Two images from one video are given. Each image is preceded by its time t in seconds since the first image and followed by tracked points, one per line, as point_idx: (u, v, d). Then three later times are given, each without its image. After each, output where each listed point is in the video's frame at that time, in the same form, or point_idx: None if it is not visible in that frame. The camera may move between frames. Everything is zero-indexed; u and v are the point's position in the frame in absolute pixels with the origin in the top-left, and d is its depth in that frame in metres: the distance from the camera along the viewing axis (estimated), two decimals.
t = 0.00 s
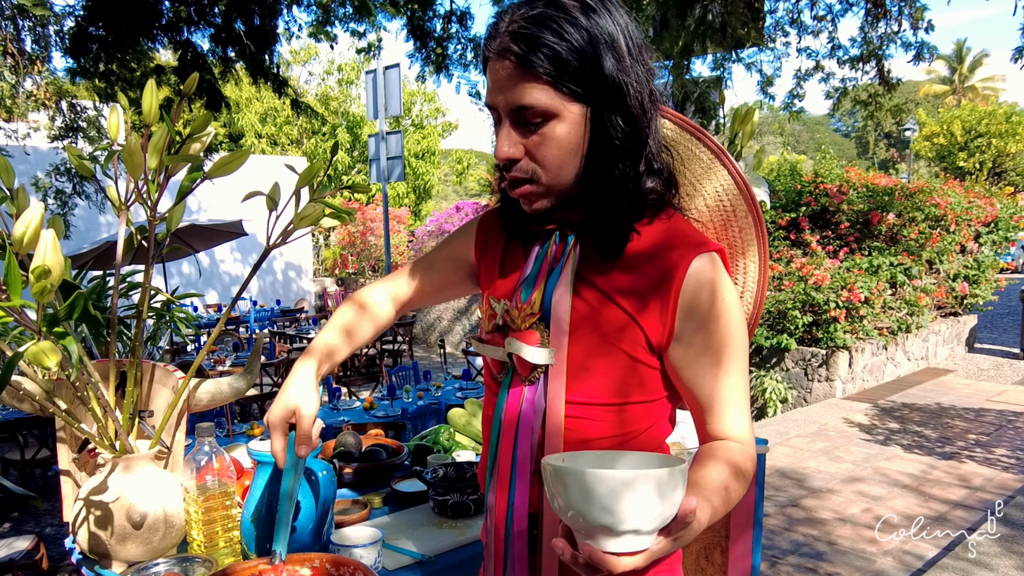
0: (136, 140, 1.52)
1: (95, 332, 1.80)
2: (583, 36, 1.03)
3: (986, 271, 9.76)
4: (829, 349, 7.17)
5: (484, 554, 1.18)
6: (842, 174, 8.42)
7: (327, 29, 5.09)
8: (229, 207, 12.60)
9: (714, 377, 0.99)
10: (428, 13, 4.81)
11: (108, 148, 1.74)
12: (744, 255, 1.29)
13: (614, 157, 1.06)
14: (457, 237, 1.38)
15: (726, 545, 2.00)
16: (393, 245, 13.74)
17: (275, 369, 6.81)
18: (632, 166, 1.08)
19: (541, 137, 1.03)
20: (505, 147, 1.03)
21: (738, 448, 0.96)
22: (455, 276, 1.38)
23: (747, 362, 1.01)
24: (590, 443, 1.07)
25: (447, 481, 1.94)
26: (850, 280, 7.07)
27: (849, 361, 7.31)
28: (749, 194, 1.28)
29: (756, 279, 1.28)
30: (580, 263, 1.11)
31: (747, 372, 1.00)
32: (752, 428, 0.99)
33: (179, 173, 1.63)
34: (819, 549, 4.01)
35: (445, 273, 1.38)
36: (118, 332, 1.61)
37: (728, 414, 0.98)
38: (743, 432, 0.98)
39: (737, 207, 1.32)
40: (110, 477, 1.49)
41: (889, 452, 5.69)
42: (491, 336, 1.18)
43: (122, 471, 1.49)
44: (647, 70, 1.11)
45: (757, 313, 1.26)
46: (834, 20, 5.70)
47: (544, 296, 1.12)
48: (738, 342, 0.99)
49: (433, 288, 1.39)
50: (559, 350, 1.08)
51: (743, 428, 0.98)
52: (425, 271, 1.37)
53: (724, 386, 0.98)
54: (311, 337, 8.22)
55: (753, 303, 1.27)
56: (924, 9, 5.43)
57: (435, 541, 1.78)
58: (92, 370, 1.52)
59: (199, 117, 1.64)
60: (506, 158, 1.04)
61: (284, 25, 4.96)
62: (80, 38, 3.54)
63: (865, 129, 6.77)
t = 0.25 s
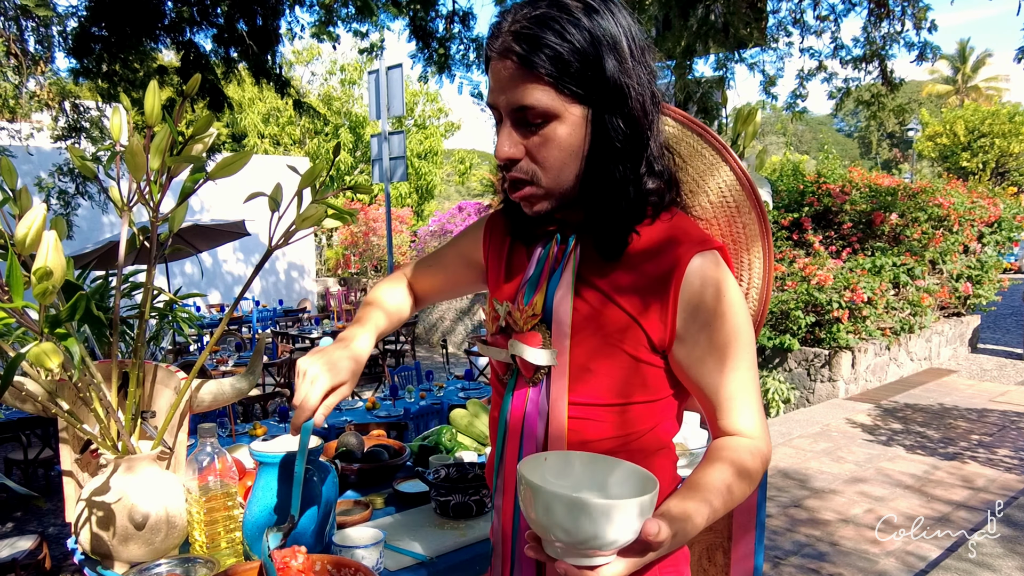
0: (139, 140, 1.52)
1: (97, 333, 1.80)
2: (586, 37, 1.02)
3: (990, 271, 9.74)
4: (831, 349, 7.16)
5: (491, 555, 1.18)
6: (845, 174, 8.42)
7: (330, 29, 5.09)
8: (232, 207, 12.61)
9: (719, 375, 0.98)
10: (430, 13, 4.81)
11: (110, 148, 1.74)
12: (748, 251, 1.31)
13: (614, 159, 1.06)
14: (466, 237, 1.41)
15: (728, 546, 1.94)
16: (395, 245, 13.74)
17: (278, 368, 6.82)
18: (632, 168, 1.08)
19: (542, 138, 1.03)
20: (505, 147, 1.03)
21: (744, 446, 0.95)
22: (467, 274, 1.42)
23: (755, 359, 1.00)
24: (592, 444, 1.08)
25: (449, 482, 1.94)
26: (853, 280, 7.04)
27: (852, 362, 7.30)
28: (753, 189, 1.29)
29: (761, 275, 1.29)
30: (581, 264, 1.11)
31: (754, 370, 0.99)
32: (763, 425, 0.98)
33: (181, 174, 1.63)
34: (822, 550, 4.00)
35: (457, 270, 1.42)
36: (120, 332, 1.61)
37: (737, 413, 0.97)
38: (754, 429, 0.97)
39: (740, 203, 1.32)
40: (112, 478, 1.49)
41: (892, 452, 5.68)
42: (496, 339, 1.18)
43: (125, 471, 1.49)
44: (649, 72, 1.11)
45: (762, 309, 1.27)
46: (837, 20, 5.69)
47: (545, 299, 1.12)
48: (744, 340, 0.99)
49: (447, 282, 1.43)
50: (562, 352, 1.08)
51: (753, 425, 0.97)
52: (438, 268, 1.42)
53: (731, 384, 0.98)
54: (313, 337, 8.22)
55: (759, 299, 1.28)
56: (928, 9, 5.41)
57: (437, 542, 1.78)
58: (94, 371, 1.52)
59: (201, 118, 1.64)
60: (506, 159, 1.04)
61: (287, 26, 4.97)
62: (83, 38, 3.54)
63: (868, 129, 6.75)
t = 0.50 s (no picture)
0: (142, 140, 1.52)
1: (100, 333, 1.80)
2: (585, 35, 1.02)
3: (994, 271, 9.70)
4: (835, 350, 7.15)
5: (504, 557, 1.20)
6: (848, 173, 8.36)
7: (333, 30, 5.09)
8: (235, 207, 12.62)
9: (723, 373, 0.97)
10: (433, 13, 4.81)
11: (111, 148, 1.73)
12: (754, 246, 1.30)
13: (614, 160, 1.05)
14: (476, 234, 1.40)
15: (730, 547, 1.93)
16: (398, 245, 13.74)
17: (281, 368, 6.81)
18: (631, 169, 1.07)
19: (541, 137, 1.02)
20: (504, 146, 1.03)
21: (749, 446, 0.93)
22: (477, 272, 1.42)
23: (763, 356, 0.98)
24: (597, 447, 1.08)
25: (451, 482, 1.93)
26: (856, 280, 7.02)
27: (855, 362, 7.28)
28: (755, 185, 1.29)
29: (767, 270, 1.29)
30: (582, 265, 1.10)
31: (763, 367, 0.97)
32: (774, 424, 0.95)
33: (184, 173, 1.63)
34: (825, 550, 3.99)
35: (468, 266, 1.41)
36: (123, 332, 1.61)
37: (747, 412, 0.94)
38: (765, 428, 0.94)
39: (742, 197, 1.32)
40: (115, 477, 1.49)
41: (895, 453, 5.66)
42: (501, 342, 1.18)
43: (128, 471, 1.49)
44: (649, 71, 1.10)
45: (769, 305, 1.28)
46: (840, 20, 5.69)
47: (548, 303, 1.12)
48: (750, 337, 0.97)
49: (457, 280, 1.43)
50: (565, 356, 1.08)
51: (764, 423, 0.94)
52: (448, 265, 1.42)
53: (738, 383, 0.95)
54: (316, 337, 8.23)
55: (765, 293, 1.28)
56: (931, 9, 5.40)
57: (439, 543, 1.77)
58: (97, 371, 1.52)
59: (204, 118, 1.64)
60: (503, 157, 1.04)
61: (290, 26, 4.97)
62: (87, 38, 3.55)
63: (872, 129, 6.74)
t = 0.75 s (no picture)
0: (145, 140, 1.52)
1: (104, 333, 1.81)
2: (597, 34, 1.02)
3: (997, 271, 9.67)
4: (838, 350, 7.13)
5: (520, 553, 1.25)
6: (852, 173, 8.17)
7: (336, 30, 5.09)
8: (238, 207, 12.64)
9: (730, 373, 0.97)
10: (436, 13, 4.81)
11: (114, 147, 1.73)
12: (763, 245, 1.31)
13: (622, 160, 1.05)
14: (487, 241, 1.38)
15: (734, 547, 1.89)
16: (401, 245, 13.74)
17: (284, 368, 6.82)
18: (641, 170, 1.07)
19: (550, 135, 1.02)
20: (512, 144, 1.03)
21: (755, 447, 0.93)
22: (486, 283, 1.38)
23: (770, 357, 0.97)
24: (602, 448, 1.08)
25: (455, 482, 1.93)
26: (860, 280, 7.00)
27: (858, 362, 7.27)
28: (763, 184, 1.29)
29: (776, 269, 1.29)
30: (590, 267, 1.10)
31: (770, 367, 0.97)
32: (781, 425, 0.95)
33: (187, 174, 1.63)
34: (828, 551, 3.98)
35: (474, 279, 1.38)
36: (126, 332, 1.61)
37: (754, 414, 0.95)
38: (772, 430, 0.94)
39: (749, 195, 1.33)
40: (118, 477, 1.49)
41: (899, 453, 5.64)
42: (512, 343, 1.19)
43: (131, 471, 1.49)
44: (660, 74, 1.10)
45: (778, 302, 1.28)
46: (844, 20, 5.67)
47: (557, 306, 1.12)
48: (756, 337, 0.97)
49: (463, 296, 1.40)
50: (574, 356, 1.08)
51: (771, 425, 0.94)
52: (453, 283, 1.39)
53: (744, 384, 0.95)
54: (319, 337, 8.24)
55: (774, 292, 1.28)
56: (935, 9, 5.39)
57: (443, 543, 1.77)
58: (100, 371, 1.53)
59: (207, 117, 1.63)
60: (512, 154, 1.03)
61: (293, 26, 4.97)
62: (90, 38, 3.54)
63: (876, 129, 6.73)
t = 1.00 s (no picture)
0: (149, 138, 1.52)
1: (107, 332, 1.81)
2: (609, 28, 1.01)
3: (1002, 271, 9.64)
4: (842, 350, 7.12)
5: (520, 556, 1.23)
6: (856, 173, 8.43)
7: (340, 29, 5.09)
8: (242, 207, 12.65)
9: (737, 373, 0.96)
10: (439, 13, 4.81)
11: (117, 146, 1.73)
12: (771, 245, 1.31)
13: (632, 158, 1.04)
14: (490, 234, 1.39)
15: (738, 547, 1.89)
16: (404, 245, 13.74)
17: (288, 368, 6.83)
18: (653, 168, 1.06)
19: (560, 130, 1.01)
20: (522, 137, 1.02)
21: (764, 447, 0.92)
22: (488, 274, 1.39)
23: (778, 354, 0.97)
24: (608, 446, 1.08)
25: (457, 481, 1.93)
26: (864, 280, 6.98)
27: (862, 362, 7.25)
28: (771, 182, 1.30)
29: (784, 267, 1.29)
30: (599, 265, 1.10)
31: (778, 365, 0.96)
32: (789, 425, 0.95)
33: (191, 172, 1.63)
34: (832, 551, 3.96)
35: (478, 270, 1.39)
36: (130, 330, 1.61)
37: (763, 413, 0.94)
38: (780, 429, 0.94)
39: (759, 194, 1.33)
40: (122, 475, 1.49)
41: (903, 453, 5.63)
42: (517, 340, 1.18)
43: (134, 469, 1.49)
44: (673, 72, 1.09)
45: (786, 299, 1.28)
46: (848, 19, 5.65)
47: (566, 303, 1.12)
48: (765, 335, 0.96)
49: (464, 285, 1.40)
50: (583, 353, 1.07)
51: (779, 425, 0.94)
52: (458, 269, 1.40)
53: (752, 383, 0.95)
54: (322, 337, 8.24)
55: (783, 290, 1.28)
56: (939, 8, 5.36)
57: (446, 542, 1.77)
58: (104, 369, 1.53)
59: (210, 116, 1.63)
60: (522, 148, 1.03)
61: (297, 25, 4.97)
62: (94, 38, 3.54)
63: (880, 128, 6.71)
